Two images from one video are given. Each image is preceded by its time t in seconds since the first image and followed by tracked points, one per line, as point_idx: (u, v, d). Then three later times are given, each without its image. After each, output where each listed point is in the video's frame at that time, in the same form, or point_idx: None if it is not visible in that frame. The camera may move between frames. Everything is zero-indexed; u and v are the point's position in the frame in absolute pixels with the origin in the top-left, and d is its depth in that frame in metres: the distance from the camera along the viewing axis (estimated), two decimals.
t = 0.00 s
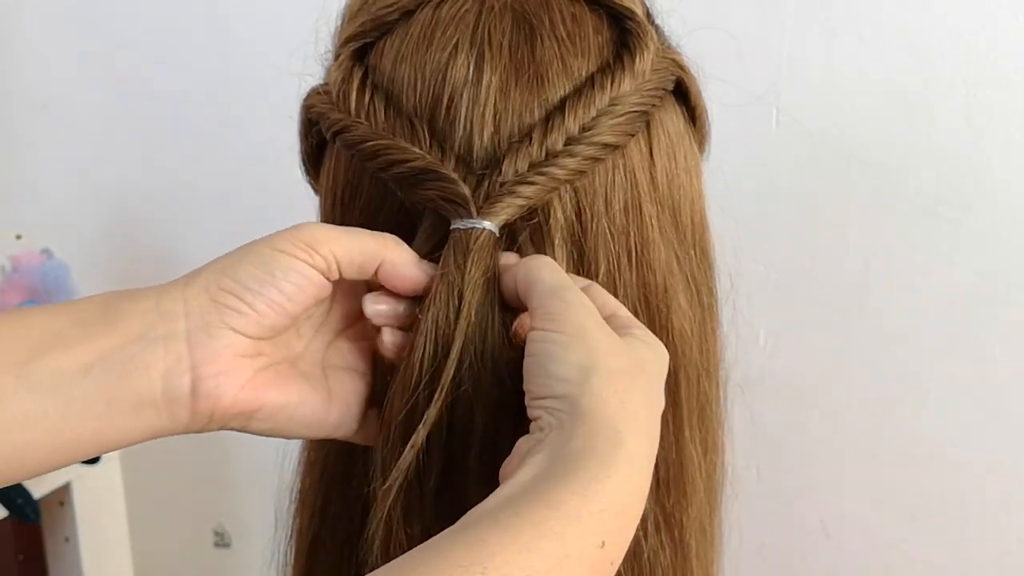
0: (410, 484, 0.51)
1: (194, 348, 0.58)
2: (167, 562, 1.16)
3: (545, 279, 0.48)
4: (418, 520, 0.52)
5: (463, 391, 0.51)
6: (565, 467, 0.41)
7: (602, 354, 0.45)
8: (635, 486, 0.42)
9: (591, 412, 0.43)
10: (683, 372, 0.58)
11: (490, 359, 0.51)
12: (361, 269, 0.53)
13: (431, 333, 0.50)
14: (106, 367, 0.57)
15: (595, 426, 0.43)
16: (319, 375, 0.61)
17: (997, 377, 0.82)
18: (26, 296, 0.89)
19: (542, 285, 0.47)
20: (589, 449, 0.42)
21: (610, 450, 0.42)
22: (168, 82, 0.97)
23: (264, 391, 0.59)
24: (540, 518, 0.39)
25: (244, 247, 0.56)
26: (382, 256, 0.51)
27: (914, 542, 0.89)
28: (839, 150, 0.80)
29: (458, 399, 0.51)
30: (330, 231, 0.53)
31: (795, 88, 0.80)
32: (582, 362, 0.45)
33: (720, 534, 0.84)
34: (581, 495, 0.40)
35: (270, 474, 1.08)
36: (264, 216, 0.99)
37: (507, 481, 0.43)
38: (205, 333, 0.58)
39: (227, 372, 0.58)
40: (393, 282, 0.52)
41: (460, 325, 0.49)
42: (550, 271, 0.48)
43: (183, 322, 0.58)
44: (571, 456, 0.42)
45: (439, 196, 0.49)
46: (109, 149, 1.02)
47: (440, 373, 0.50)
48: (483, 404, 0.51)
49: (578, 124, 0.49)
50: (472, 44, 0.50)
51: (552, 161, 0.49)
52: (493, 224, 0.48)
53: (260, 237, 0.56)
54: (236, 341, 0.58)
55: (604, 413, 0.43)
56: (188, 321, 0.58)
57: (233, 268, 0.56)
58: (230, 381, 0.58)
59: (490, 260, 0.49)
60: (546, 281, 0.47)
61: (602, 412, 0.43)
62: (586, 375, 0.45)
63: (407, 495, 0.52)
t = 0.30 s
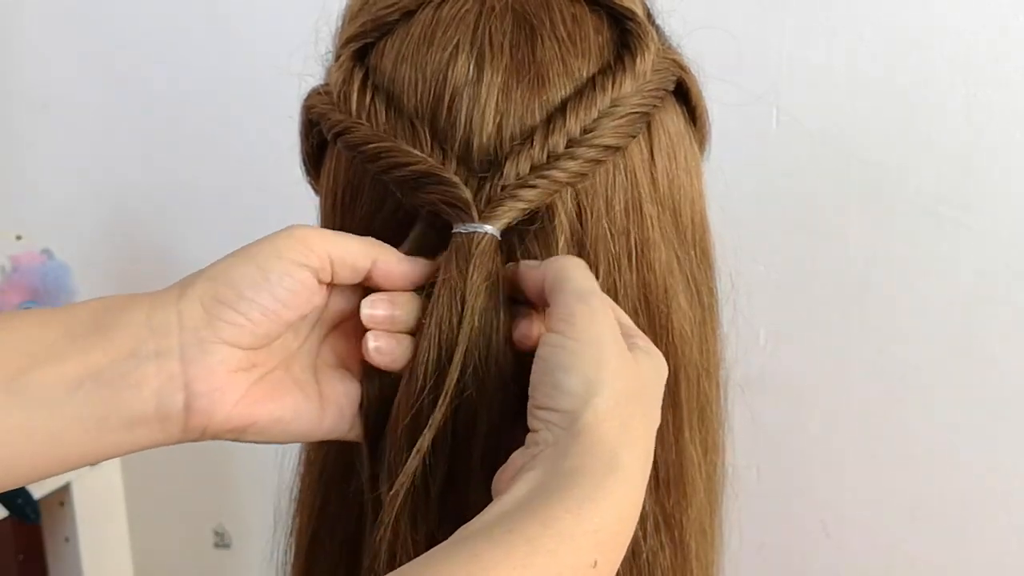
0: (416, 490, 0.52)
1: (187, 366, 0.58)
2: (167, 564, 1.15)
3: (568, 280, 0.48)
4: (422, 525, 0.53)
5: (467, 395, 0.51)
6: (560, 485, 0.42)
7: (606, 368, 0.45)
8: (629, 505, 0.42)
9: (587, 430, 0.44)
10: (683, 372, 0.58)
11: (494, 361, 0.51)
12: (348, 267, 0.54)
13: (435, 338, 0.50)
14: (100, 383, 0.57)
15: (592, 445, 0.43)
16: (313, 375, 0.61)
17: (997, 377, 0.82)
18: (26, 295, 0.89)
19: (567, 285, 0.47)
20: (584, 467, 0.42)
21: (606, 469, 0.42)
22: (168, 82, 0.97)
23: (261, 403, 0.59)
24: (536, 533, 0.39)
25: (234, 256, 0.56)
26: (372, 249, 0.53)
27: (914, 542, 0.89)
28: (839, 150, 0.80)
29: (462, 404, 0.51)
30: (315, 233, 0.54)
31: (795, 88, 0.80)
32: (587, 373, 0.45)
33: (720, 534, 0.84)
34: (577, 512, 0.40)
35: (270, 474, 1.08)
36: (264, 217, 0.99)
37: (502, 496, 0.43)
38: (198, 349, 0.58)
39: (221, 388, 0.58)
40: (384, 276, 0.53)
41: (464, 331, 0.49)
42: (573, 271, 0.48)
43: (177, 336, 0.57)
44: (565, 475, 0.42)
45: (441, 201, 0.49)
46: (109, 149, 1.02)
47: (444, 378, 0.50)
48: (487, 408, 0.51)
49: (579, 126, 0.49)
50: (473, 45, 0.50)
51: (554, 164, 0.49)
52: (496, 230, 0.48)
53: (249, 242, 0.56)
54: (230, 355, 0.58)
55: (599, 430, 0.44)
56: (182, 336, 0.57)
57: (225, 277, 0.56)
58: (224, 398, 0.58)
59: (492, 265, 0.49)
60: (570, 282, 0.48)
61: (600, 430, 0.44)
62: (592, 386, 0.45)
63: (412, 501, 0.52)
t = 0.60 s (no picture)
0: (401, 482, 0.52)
1: (194, 354, 0.59)
2: (167, 563, 1.16)
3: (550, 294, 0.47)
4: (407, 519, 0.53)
5: (459, 392, 0.51)
6: (554, 501, 0.42)
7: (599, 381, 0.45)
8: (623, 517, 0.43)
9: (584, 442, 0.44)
10: (683, 372, 0.58)
11: (486, 361, 0.51)
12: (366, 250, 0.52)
13: (428, 333, 0.51)
14: (110, 369, 0.58)
15: (586, 458, 0.43)
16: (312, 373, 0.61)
17: (997, 377, 0.82)
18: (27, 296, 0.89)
19: (546, 301, 0.47)
20: (579, 482, 0.43)
21: (601, 484, 0.43)
22: (167, 82, 0.97)
23: (264, 391, 0.60)
24: (531, 551, 0.39)
25: (240, 245, 0.56)
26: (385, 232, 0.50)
27: (914, 542, 0.89)
28: (838, 148, 0.80)
29: (454, 402, 0.51)
30: (327, 220, 0.51)
31: (795, 87, 0.80)
32: (576, 390, 0.45)
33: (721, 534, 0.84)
34: (571, 529, 0.41)
35: (270, 474, 1.08)
36: (264, 217, 0.99)
37: (497, 511, 0.43)
38: (206, 337, 0.58)
39: (226, 376, 0.59)
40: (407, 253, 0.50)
41: (456, 324, 0.50)
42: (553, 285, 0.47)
43: (183, 327, 0.58)
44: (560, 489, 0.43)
45: (439, 197, 0.49)
46: (109, 149, 1.02)
47: (436, 371, 0.51)
48: (477, 407, 0.51)
49: (578, 126, 0.49)
50: (472, 45, 0.50)
51: (553, 164, 0.49)
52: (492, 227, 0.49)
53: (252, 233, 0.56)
54: (236, 346, 0.59)
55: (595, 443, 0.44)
56: (188, 326, 0.58)
57: (232, 268, 0.56)
58: (229, 386, 0.59)
59: (488, 260, 0.50)
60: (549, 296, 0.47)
61: (595, 443, 0.44)
62: (582, 403, 0.45)
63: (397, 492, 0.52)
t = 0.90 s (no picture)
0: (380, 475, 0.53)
1: (231, 354, 0.60)
2: (168, 562, 1.16)
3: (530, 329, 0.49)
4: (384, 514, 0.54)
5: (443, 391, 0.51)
6: (533, 523, 0.44)
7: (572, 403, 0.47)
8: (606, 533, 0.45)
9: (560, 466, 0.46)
10: (683, 373, 0.58)
11: (473, 365, 0.52)
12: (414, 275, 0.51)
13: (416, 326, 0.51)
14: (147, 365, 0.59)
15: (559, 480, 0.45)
16: (334, 376, 0.63)
17: (997, 377, 0.82)
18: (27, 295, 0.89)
19: (523, 331, 0.48)
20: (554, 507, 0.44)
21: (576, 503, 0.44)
22: (168, 82, 0.97)
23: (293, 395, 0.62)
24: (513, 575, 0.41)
25: (285, 253, 0.56)
26: (434, 258, 0.48)
27: (914, 542, 0.89)
28: (839, 148, 0.80)
29: (436, 401, 0.51)
30: (373, 239, 0.50)
31: (796, 87, 0.80)
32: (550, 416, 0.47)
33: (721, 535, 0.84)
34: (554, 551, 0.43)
35: (270, 475, 1.08)
36: (263, 217, 0.99)
37: (480, 541, 0.45)
38: (244, 339, 0.60)
39: (262, 380, 0.61)
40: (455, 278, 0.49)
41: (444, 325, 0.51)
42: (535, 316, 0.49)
43: (224, 327, 0.60)
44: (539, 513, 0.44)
45: (437, 195, 0.49)
46: (109, 149, 1.02)
47: (421, 364, 0.51)
48: (463, 409, 0.52)
49: (577, 127, 0.49)
50: (471, 45, 0.50)
51: (551, 165, 0.49)
52: (493, 228, 0.49)
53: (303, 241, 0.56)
54: (271, 348, 0.61)
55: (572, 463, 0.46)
56: (229, 327, 0.60)
57: (275, 277, 0.57)
58: (263, 387, 0.61)
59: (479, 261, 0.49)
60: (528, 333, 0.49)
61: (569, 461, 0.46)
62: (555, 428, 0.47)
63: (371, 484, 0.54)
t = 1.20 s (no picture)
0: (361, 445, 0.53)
1: (234, 359, 0.62)
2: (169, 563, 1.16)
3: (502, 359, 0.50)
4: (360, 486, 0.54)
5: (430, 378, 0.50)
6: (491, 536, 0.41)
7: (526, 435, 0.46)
8: None
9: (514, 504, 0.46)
10: (684, 374, 0.58)
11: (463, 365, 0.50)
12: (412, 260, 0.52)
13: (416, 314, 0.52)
14: (151, 373, 0.60)
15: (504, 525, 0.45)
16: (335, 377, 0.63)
17: (997, 377, 0.82)
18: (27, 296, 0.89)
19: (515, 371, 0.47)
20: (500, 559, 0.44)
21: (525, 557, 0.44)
22: (168, 82, 0.97)
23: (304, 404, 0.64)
24: None
25: (284, 252, 0.58)
26: (435, 242, 0.50)
27: (915, 543, 0.89)
28: (838, 148, 0.80)
29: (421, 389, 0.50)
30: (374, 222, 0.51)
31: (796, 87, 0.80)
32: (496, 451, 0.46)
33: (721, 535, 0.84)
34: None
35: (270, 475, 1.08)
36: (263, 217, 0.99)
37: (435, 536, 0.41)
38: (248, 344, 0.61)
39: (270, 386, 0.63)
40: (452, 265, 0.50)
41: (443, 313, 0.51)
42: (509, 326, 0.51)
43: (226, 331, 0.61)
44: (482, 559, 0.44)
45: (439, 194, 0.50)
46: (109, 149, 1.02)
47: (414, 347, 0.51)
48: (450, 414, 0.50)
49: (576, 127, 0.49)
50: (471, 44, 0.50)
51: (550, 164, 0.49)
52: (490, 223, 0.49)
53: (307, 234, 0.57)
54: (275, 351, 0.62)
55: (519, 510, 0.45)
56: (231, 331, 0.61)
57: (275, 276, 0.59)
58: (270, 393, 0.63)
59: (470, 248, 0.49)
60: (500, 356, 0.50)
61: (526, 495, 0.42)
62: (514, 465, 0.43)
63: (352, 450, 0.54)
